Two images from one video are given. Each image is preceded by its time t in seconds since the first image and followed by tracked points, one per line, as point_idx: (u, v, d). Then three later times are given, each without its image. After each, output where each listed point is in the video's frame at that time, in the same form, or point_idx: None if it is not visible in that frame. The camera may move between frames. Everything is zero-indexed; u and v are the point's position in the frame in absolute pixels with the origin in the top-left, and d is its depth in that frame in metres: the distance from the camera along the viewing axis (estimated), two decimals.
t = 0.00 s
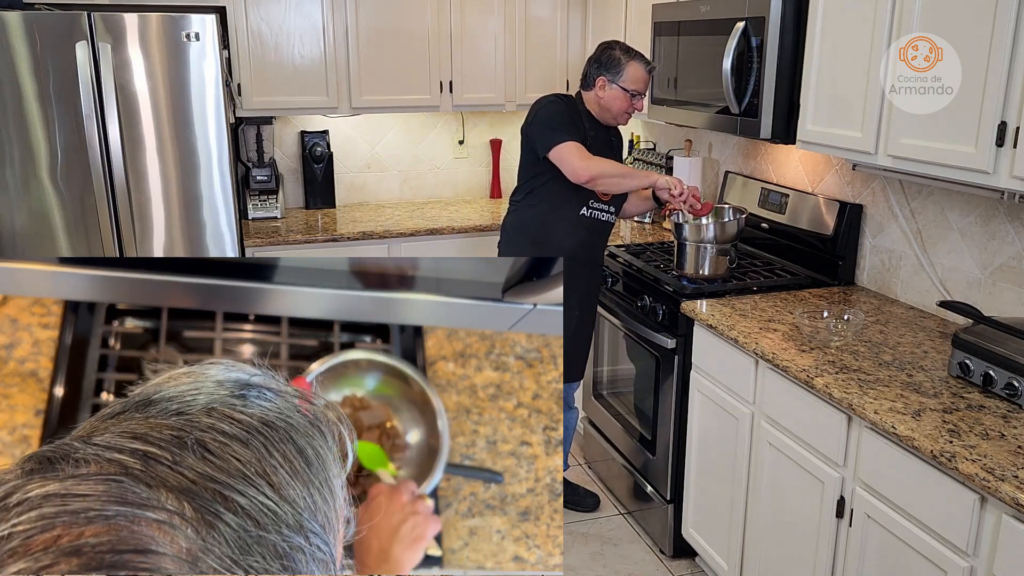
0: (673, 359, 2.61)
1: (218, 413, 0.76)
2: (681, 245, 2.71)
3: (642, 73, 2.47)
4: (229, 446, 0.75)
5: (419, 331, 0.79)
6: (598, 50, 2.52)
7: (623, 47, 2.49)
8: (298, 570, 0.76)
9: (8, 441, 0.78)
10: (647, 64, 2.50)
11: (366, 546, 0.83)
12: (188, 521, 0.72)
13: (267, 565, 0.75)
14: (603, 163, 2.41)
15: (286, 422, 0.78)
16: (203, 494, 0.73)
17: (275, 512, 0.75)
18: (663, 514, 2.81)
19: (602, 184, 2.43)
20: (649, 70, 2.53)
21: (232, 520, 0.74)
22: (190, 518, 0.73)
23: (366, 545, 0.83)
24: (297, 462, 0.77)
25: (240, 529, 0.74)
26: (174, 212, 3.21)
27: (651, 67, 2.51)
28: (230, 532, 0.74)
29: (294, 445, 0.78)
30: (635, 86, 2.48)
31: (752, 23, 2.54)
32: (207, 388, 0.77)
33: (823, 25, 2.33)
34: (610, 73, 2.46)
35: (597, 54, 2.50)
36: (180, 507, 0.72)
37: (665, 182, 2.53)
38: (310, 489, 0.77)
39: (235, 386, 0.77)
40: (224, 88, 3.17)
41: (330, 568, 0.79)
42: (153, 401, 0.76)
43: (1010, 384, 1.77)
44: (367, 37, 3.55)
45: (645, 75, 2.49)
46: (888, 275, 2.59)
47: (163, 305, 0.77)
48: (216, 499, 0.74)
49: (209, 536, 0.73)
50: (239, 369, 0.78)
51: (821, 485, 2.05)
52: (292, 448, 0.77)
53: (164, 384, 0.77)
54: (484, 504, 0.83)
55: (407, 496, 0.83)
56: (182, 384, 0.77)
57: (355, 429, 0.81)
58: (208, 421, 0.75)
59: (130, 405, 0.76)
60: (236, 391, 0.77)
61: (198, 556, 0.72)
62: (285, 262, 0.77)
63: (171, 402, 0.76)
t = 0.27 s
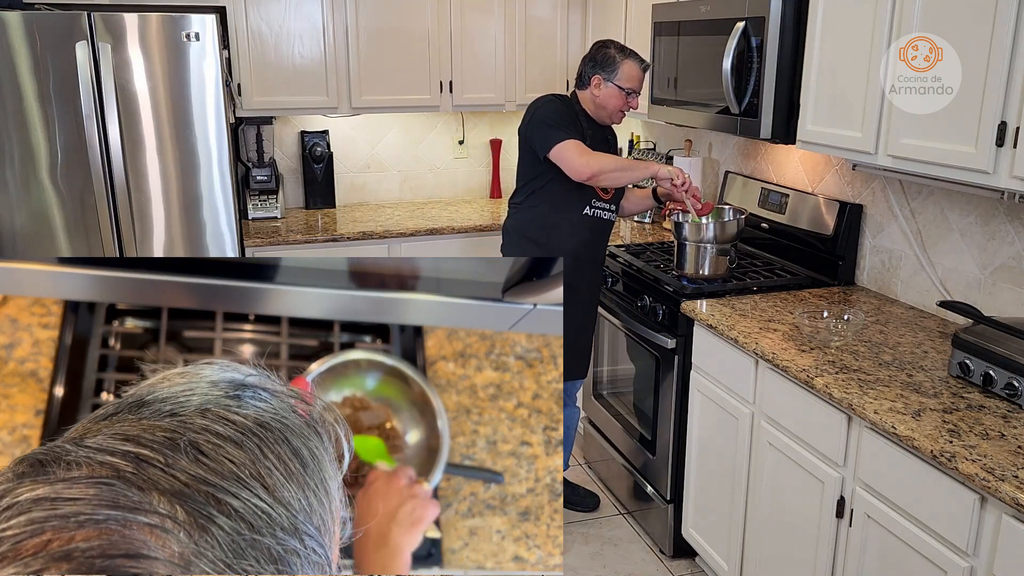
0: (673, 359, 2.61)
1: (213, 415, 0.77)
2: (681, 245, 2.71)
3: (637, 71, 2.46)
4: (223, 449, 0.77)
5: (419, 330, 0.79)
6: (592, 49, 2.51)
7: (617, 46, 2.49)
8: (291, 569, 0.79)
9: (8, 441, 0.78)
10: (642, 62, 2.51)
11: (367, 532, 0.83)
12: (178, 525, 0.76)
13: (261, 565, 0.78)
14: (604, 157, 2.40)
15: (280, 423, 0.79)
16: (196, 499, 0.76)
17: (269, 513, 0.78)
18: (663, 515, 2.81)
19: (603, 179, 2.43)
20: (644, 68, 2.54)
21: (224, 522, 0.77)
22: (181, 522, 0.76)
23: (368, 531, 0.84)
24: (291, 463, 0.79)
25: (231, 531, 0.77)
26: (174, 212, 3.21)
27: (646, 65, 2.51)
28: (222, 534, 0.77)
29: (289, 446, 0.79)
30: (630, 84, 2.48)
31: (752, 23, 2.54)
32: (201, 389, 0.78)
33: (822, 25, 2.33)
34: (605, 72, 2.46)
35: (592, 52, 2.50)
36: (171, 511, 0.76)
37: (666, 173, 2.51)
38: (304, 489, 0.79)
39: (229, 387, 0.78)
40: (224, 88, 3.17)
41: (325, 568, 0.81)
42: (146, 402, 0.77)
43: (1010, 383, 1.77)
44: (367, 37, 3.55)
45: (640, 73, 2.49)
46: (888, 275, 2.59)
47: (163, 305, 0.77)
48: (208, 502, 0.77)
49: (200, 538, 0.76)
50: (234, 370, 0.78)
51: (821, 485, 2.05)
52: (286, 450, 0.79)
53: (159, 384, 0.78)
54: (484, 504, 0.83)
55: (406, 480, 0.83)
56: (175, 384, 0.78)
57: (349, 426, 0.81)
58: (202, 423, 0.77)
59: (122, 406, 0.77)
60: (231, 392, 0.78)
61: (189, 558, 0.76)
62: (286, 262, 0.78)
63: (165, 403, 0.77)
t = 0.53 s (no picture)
0: (673, 359, 2.61)
1: (187, 420, 0.77)
2: (681, 245, 2.71)
3: (632, 70, 2.47)
4: (197, 455, 0.77)
5: (419, 330, 0.78)
6: (586, 48, 2.51)
7: (611, 45, 2.49)
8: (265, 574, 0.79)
9: (8, 441, 0.78)
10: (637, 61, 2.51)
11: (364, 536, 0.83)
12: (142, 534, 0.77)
13: (231, 573, 0.78)
14: (614, 158, 2.39)
15: (257, 428, 0.79)
16: (162, 507, 0.77)
17: (242, 519, 0.78)
18: (663, 515, 2.82)
19: (615, 179, 2.41)
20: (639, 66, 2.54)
21: (191, 530, 0.77)
22: (146, 531, 0.77)
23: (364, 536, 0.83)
24: (266, 468, 0.78)
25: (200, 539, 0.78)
26: (174, 212, 3.21)
27: (641, 64, 2.52)
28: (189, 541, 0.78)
29: (265, 451, 0.78)
30: (625, 83, 2.49)
31: (752, 23, 2.54)
32: (177, 393, 0.77)
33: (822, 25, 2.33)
34: (601, 71, 2.47)
35: (586, 53, 2.51)
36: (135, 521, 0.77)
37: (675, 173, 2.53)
38: (279, 495, 0.79)
39: (206, 390, 0.78)
40: (224, 88, 3.17)
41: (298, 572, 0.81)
42: (120, 407, 0.77)
43: (1010, 383, 1.77)
44: (367, 37, 3.55)
45: (635, 72, 2.49)
46: (888, 275, 2.59)
47: (163, 305, 0.77)
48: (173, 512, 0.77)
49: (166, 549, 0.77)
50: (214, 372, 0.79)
51: (821, 485, 2.05)
52: (261, 455, 0.78)
53: (135, 388, 0.77)
54: (484, 504, 0.83)
55: (401, 483, 0.82)
56: (151, 387, 0.77)
57: (346, 429, 0.81)
58: (175, 428, 0.77)
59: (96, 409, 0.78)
60: (208, 396, 0.78)
61: (156, 566, 0.77)
62: (295, 263, 0.78)
63: (139, 408, 0.77)
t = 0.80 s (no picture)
0: (673, 359, 2.61)
1: (138, 445, 0.75)
2: (681, 245, 2.71)
3: (631, 69, 2.48)
4: (148, 483, 0.75)
5: (419, 330, 0.78)
6: (585, 48, 2.51)
7: (610, 44, 2.49)
8: None
9: (7, 442, 0.77)
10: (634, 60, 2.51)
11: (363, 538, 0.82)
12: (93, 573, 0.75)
13: None
14: (625, 164, 2.40)
15: (214, 446, 0.78)
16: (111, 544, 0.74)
17: (197, 548, 0.76)
18: (663, 514, 2.82)
19: (625, 185, 2.43)
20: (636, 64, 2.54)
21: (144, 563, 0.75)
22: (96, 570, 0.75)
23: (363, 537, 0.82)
24: (223, 490, 0.77)
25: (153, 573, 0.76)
26: (174, 212, 3.21)
27: (639, 62, 2.52)
28: None
29: (224, 469, 0.78)
30: (624, 82, 2.50)
31: (752, 23, 2.54)
32: (128, 415, 0.75)
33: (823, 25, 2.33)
34: (601, 71, 2.47)
35: (584, 51, 2.49)
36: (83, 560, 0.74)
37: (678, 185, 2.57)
38: (236, 517, 0.78)
39: (160, 411, 0.76)
40: (224, 88, 3.17)
41: None
42: (67, 435, 0.75)
43: (1010, 384, 1.77)
44: (367, 37, 3.55)
45: (634, 70, 2.50)
46: (888, 275, 2.59)
47: (162, 304, 0.77)
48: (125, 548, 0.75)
49: None
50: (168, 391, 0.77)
51: (821, 485, 2.05)
52: (218, 476, 0.77)
53: (83, 414, 0.75)
54: (484, 504, 0.83)
55: (392, 478, 0.82)
56: (99, 410, 0.75)
57: (347, 428, 0.81)
58: (126, 454, 0.75)
59: (41, 441, 0.76)
60: (161, 417, 0.76)
61: None
62: (301, 263, 0.79)
63: (86, 436, 0.75)
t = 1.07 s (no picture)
0: (673, 359, 2.61)
1: (152, 507, 0.80)
2: (681, 245, 2.71)
3: (631, 69, 2.48)
4: (168, 544, 0.80)
5: (419, 330, 0.79)
6: (585, 48, 2.50)
7: (610, 44, 2.48)
8: None
9: (7, 440, 0.78)
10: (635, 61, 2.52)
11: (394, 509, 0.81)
12: None
13: None
14: (632, 163, 2.40)
15: (227, 497, 0.81)
16: None
17: None
18: (664, 514, 2.81)
19: (631, 184, 2.43)
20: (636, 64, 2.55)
21: None
22: None
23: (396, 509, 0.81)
24: (243, 539, 0.82)
25: None
26: (174, 212, 3.21)
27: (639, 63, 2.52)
28: None
29: (240, 521, 0.81)
30: (624, 83, 2.50)
31: (752, 23, 2.54)
32: (137, 478, 0.79)
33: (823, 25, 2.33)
34: (601, 71, 2.47)
35: (584, 51, 2.49)
36: None
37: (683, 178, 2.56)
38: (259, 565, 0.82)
39: (168, 472, 0.79)
40: (224, 87, 3.17)
41: None
42: (80, 503, 0.79)
43: (1010, 384, 1.77)
44: (367, 37, 3.55)
45: (634, 70, 2.50)
46: (888, 275, 2.59)
47: (165, 305, 0.78)
48: None
49: None
50: (173, 443, 0.79)
51: (821, 486, 2.05)
52: (238, 526, 0.81)
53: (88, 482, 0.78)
54: (484, 504, 0.83)
55: (423, 441, 0.81)
56: (105, 477, 0.79)
57: (347, 429, 0.81)
58: (139, 523, 0.80)
59: (46, 513, 0.79)
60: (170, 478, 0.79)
61: None
62: (312, 265, 0.80)
63: (96, 506, 0.79)
